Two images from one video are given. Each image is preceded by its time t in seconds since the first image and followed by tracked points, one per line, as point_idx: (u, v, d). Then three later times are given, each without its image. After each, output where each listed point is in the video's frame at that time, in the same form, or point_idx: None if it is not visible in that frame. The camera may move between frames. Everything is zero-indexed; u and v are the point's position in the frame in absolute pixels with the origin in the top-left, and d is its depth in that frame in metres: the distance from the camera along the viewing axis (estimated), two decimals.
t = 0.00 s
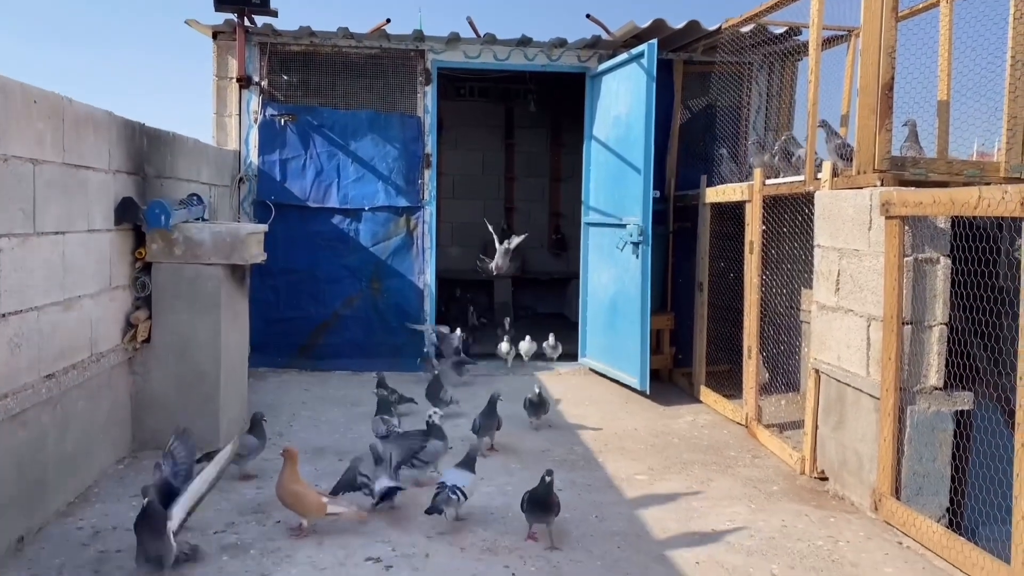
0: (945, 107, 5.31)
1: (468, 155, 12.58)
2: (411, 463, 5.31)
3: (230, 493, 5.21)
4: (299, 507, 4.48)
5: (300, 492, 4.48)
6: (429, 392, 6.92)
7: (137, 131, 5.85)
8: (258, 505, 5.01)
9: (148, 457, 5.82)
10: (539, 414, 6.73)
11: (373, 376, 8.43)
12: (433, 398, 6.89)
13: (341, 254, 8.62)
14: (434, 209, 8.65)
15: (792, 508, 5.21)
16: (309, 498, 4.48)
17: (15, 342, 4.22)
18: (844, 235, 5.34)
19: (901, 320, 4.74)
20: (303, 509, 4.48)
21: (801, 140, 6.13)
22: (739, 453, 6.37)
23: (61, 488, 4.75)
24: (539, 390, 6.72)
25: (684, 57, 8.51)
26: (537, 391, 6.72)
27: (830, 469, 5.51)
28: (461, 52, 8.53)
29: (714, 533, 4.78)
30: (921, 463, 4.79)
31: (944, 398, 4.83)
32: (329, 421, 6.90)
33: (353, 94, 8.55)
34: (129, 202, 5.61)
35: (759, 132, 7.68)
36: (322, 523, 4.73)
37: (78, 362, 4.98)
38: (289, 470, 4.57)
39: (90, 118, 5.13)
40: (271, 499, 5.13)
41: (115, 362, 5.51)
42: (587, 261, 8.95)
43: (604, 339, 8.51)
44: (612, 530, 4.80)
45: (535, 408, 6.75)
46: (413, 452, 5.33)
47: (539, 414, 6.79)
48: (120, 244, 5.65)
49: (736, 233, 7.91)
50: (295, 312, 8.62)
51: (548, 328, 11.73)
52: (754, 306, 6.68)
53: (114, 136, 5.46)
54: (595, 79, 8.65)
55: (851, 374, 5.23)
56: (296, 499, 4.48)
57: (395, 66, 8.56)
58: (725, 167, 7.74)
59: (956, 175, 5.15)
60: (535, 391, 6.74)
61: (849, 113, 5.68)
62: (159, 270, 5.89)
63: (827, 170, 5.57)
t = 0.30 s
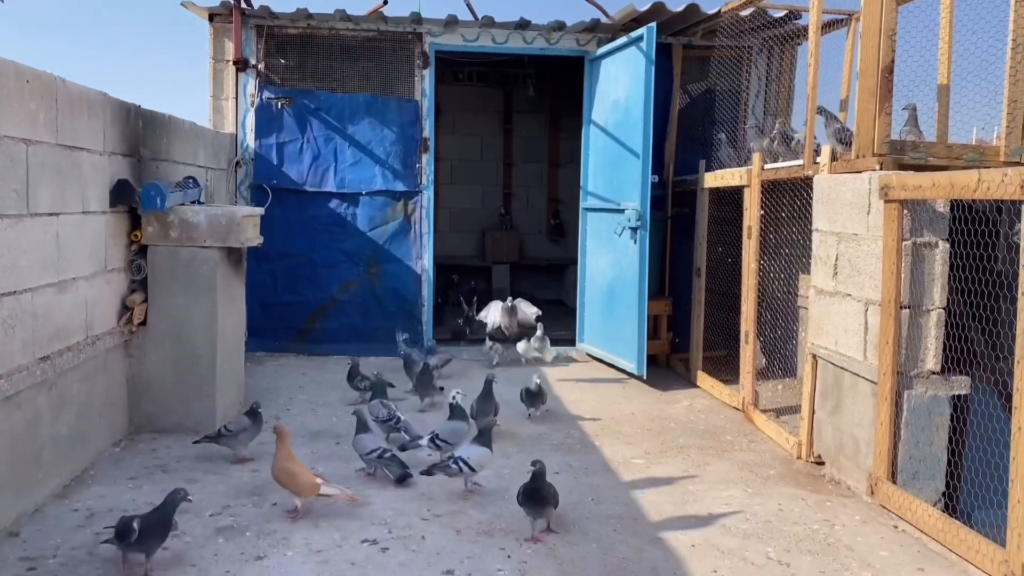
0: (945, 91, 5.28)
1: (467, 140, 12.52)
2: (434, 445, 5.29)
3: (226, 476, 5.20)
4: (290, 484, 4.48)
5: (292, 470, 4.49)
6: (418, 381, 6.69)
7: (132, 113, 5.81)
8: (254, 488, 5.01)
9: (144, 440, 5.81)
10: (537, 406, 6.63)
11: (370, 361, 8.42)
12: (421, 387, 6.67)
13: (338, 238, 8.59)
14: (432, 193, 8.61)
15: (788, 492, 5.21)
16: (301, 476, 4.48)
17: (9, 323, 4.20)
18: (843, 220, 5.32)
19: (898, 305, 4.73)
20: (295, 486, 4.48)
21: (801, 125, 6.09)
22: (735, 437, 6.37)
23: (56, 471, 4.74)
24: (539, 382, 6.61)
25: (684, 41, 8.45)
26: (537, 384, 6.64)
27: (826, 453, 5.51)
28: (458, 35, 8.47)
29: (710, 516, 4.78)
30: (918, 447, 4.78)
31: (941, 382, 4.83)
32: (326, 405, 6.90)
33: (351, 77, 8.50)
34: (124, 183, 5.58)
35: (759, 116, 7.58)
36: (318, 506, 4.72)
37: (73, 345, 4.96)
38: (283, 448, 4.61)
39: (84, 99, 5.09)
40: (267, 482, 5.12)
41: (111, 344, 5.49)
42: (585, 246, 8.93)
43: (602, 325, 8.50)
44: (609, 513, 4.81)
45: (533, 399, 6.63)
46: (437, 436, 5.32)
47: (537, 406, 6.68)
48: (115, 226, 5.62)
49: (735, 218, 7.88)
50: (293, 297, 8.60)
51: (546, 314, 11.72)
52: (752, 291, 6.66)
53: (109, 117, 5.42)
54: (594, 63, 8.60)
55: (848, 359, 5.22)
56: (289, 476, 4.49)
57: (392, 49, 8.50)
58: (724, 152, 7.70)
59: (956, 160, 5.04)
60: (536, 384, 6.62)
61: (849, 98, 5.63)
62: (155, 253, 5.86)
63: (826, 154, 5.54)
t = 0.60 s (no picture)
0: (947, 74, 5.24)
1: (465, 124, 12.45)
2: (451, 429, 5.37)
3: (224, 459, 5.19)
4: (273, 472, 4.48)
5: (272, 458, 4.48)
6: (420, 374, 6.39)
7: (128, 94, 5.77)
8: (252, 471, 5.00)
9: (142, 423, 5.79)
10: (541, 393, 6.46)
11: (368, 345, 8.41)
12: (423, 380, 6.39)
13: (336, 222, 8.55)
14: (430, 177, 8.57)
15: (787, 475, 5.21)
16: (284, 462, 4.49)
17: (5, 304, 4.18)
18: (843, 202, 5.29)
19: (898, 287, 4.71)
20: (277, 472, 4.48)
21: (801, 107, 6.05)
22: (734, 421, 6.37)
23: (53, 453, 4.72)
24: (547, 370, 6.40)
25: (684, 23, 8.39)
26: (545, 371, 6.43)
27: (824, 436, 5.51)
28: (457, 17, 8.40)
29: (709, 498, 4.78)
30: (917, 429, 4.77)
31: (940, 365, 4.81)
32: (324, 389, 6.89)
33: (348, 59, 8.45)
34: (121, 165, 5.53)
35: (758, 100, 7.45)
36: (317, 488, 4.72)
37: (70, 327, 4.94)
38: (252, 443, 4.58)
39: (79, 79, 5.04)
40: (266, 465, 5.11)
41: (108, 327, 5.46)
42: (583, 231, 8.89)
43: (600, 309, 8.49)
44: (607, 495, 4.81)
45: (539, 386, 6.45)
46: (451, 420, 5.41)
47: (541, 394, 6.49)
48: (111, 208, 5.58)
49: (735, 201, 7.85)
50: (290, 281, 8.57)
51: (545, 299, 11.71)
52: (751, 275, 6.64)
53: (104, 98, 5.37)
54: (593, 45, 8.54)
55: (847, 342, 5.21)
56: (271, 464, 4.48)
57: (389, 31, 8.43)
58: (723, 135, 7.66)
59: (957, 142, 4.98)
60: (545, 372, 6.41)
61: (849, 79, 5.55)
62: (151, 235, 5.84)
63: (826, 136, 5.50)
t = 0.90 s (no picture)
0: (946, 56, 5.22)
1: (462, 108, 12.40)
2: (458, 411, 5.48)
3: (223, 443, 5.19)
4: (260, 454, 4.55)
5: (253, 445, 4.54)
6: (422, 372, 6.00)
7: (123, 77, 5.73)
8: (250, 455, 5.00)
9: (140, 408, 5.78)
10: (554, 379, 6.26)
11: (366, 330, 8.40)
12: (426, 378, 6.01)
13: (332, 207, 8.53)
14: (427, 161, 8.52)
15: (784, 457, 5.22)
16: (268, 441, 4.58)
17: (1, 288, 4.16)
18: (842, 185, 5.28)
19: (897, 269, 4.71)
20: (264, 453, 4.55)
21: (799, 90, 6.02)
22: (731, 404, 6.38)
23: (51, 436, 4.72)
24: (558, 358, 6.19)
25: (681, 7, 8.31)
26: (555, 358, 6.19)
27: (822, 420, 5.52)
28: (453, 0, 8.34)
29: (707, 481, 4.80)
30: (914, 412, 4.77)
31: (938, 347, 4.81)
32: (322, 373, 6.88)
33: (344, 43, 8.39)
34: (116, 147, 5.49)
35: (756, 83, 7.41)
36: (315, 472, 4.72)
37: (67, 311, 4.92)
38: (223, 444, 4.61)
39: (74, 61, 5.00)
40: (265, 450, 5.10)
41: (104, 311, 5.44)
42: (581, 216, 8.85)
43: (598, 294, 8.47)
44: (605, 478, 4.81)
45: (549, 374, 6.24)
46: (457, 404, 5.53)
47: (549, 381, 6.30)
48: (107, 192, 5.55)
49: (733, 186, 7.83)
50: (287, 266, 8.55)
51: (542, 284, 11.70)
52: (749, 259, 6.64)
53: (99, 81, 5.33)
54: (591, 29, 8.50)
55: (845, 325, 5.21)
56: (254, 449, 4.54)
57: (386, 14, 8.38)
58: (722, 119, 7.63)
59: (956, 124, 5.03)
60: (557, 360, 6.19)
61: (848, 62, 5.51)
62: (147, 220, 5.81)
63: (825, 119, 5.47)
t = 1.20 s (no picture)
0: (943, 37, 5.20)
1: (457, 93, 12.35)
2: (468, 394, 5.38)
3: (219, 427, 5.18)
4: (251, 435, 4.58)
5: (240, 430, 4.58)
6: (404, 367, 5.67)
7: (115, 60, 5.68)
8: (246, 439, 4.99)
9: (135, 392, 5.77)
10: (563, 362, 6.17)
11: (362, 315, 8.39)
12: (408, 374, 5.67)
13: (327, 192, 8.49)
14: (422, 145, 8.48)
15: (780, 439, 5.23)
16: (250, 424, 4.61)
17: None
18: (838, 166, 5.27)
19: (892, 251, 4.70)
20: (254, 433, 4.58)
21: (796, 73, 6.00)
22: (727, 387, 6.39)
23: (45, 420, 4.70)
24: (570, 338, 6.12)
25: None
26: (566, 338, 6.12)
27: (817, 402, 5.53)
28: None
29: (702, 462, 4.80)
30: (909, 392, 4.77)
31: (933, 329, 4.81)
32: (318, 358, 6.88)
33: (338, 26, 8.35)
34: (109, 130, 5.46)
35: (752, 67, 7.26)
36: (311, 455, 4.72)
37: (60, 295, 4.91)
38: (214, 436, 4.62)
39: (65, 43, 4.96)
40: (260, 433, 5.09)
41: (99, 296, 5.42)
42: (577, 201, 8.82)
43: (594, 279, 8.47)
44: (601, 460, 4.82)
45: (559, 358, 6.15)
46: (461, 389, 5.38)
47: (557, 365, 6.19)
48: (100, 175, 5.52)
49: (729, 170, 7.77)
50: (283, 251, 8.53)
51: (538, 270, 11.68)
52: (745, 242, 6.64)
53: (91, 63, 5.29)
54: (587, 12, 8.46)
55: (841, 307, 5.21)
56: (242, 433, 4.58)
57: None
58: (718, 103, 7.61)
59: (953, 105, 5.04)
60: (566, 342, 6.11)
61: (844, 45, 5.48)
62: (141, 204, 5.78)
63: (821, 101, 5.46)
